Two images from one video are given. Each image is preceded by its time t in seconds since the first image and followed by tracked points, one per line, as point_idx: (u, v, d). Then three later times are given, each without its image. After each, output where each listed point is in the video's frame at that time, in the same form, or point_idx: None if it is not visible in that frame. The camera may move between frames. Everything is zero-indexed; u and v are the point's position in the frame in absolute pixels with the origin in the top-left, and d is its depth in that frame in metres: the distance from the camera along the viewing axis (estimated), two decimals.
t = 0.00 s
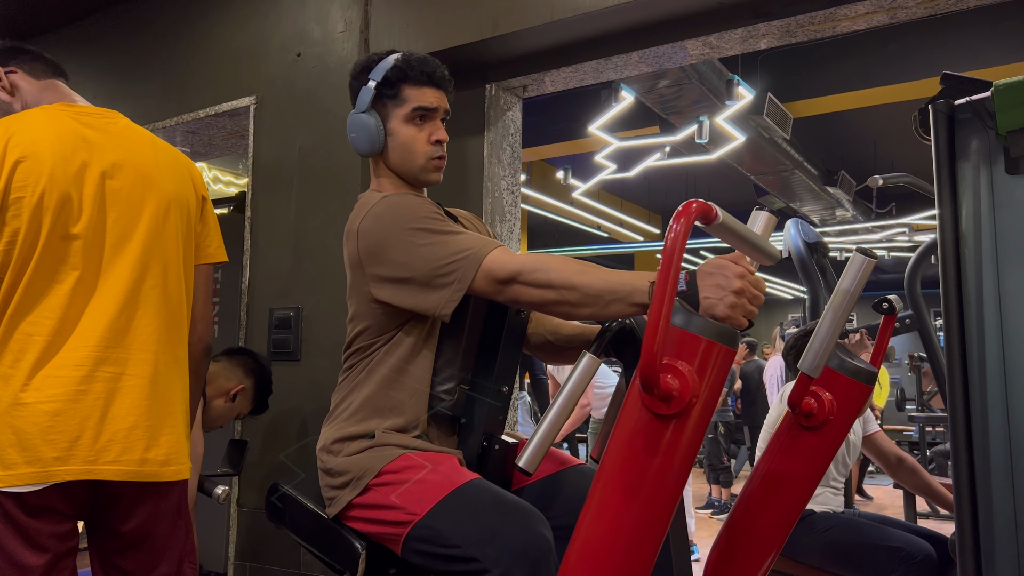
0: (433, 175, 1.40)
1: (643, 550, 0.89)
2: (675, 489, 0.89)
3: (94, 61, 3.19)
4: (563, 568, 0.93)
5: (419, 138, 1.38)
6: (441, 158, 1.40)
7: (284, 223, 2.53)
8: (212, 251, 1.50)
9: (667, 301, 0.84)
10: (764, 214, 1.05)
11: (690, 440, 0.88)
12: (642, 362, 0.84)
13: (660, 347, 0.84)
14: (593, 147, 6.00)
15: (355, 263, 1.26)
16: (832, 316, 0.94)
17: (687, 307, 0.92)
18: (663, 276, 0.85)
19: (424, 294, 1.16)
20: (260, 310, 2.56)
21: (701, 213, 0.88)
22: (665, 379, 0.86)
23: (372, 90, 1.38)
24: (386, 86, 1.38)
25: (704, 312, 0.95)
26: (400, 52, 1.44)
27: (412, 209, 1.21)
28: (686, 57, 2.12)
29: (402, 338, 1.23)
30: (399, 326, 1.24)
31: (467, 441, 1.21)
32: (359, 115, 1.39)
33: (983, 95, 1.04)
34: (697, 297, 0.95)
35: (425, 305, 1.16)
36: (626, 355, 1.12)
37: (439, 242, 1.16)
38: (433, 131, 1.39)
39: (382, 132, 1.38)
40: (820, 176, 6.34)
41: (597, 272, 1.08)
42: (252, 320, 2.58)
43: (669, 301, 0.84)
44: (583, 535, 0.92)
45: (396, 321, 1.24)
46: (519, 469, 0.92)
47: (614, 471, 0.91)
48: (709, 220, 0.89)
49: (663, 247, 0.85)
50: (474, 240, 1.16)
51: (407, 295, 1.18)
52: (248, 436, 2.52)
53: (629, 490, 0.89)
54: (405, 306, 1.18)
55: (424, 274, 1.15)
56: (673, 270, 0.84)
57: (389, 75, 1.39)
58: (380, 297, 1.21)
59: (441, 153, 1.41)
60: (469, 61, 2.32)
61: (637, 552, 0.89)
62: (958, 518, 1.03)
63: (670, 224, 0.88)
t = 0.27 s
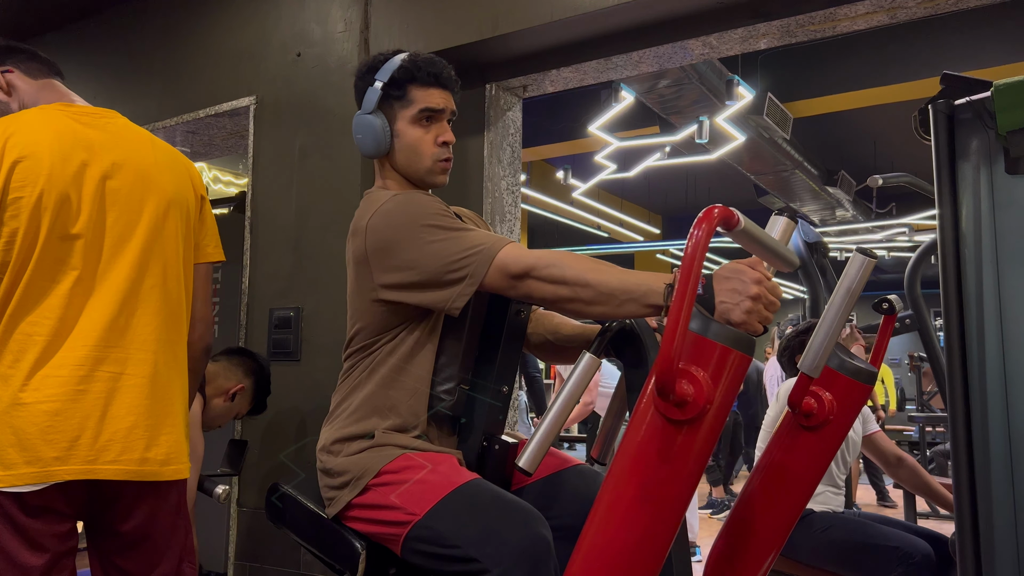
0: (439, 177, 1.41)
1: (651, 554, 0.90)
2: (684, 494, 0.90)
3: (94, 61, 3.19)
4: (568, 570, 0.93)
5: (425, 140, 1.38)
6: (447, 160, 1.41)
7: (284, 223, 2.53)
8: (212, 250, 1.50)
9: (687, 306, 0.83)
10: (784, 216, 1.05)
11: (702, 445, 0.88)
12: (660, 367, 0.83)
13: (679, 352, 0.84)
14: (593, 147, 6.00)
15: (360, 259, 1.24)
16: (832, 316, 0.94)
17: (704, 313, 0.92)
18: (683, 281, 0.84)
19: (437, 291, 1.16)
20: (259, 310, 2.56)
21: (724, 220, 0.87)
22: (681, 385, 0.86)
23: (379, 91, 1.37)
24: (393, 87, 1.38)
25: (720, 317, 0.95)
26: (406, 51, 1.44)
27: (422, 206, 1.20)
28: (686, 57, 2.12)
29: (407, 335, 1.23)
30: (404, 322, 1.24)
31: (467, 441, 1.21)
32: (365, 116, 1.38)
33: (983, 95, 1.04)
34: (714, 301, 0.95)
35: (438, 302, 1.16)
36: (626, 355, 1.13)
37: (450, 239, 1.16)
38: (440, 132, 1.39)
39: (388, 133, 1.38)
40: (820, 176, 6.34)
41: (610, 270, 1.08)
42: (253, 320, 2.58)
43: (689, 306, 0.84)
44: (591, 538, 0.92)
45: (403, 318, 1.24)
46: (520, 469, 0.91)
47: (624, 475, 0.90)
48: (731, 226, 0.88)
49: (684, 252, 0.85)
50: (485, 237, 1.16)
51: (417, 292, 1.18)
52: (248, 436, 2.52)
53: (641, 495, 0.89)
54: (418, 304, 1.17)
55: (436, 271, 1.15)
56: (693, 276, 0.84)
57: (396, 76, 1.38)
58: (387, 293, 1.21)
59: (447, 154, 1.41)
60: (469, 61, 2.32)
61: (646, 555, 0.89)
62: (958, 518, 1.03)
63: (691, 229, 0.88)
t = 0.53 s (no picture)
0: (447, 181, 1.41)
1: (657, 558, 0.90)
2: (691, 498, 0.90)
3: (94, 62, 3.19)
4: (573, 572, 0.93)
5: (436, 144, 1.38)
6: (457, 165, 1.41)
7: (284, 223, 2.53)
8: (212, 249, 1.50)
9: (702, 311, 0.83)
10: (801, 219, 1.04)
11: (711, 450, 0.89)
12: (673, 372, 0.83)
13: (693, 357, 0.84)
14: (593, 147, 6.00)
15: (367, 257, 1.24)
16: (832, 316, 0.94)
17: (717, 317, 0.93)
18: (697, 287, 0.84)
19: (444, 288, 1.16)
20: (260, 310, 2.56)
21: (741, 223, 0.86)
22: (692, 391, 0.87)
23: (392, 92, 1.37)
24: (406, 89, 1.37)
25: (732, 321, 0.95)
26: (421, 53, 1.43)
27: (430, 205, 1.20)
28: (686, 57, 2.12)
29: (412, 333, 1.24)
30: (411, 321, 1.25)
31: (468, 440, 1.20)
32: (376, 116, 1.38)
33: (983, 95, 1.04)
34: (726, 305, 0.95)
35: (446, 300, 1.16)
36: (626, 356, 1.11)
37: (460, 237, 1.16)
38: (451, 137, 1.39)
39: (399, 135, 1.38)
40: (820, 176, 6.34)
41: (624, 270, 1.07)
42: (253, 319, 2.57)
43: (704, 311, 0.83)
44: (598, 540, 0.92)
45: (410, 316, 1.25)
46: (520, 469, 0.91)
47: (632, 479, 0.91)
48: (748, 231, 0.87)
49: (702, 258, 0.85)
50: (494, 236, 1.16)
51: (426, 290, 1.17)
52: (248, 436, 2.52)
53: (648, 499, 0.89)
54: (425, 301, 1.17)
55: (443, 269, 1.15)
56: (709, 281, 0.83)
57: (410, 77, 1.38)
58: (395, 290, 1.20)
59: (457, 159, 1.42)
60: (469, 61, 2.32)
61: (656, 558, 0.89)
62: (958, 518, 1.03)
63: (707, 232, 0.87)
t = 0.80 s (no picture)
0: (453, 184, 1.42)
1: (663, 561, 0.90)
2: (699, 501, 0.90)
3: (94, 62, 3.19)
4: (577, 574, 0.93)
5: (444, 146, 1.38)
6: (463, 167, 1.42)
7: (284, 223, 2.53)
8: (211, 249, 1.50)
9: (714, 315, 0.83)
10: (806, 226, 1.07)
11: (720, 453, 0.89)
12: (684, 375, 0.83)
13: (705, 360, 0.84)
14: (593, 147, 5.99)
15: (371, 256, 1.23)
16: (832, 316, 0.94)
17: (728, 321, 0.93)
18: (711, 291, 0.84)
19: (452, 286, 1.16)
20: (260, 310, 2.56)
21: (755, 229, 0.87)
22: (702, 394, 0.87)
23: (403, 92, 1.36)
24: (417, 89, 1.37)
25: (742, 324, 0.96)
26: (434, 54, 1.42)
27: (439, 205, 1.20)
28: (686, 57, 2.12)
29: (416, 332, 1.24)
30: (415, 320, 1.25)
31: (468, 440, 1.21)
32: (387, 116, 1.38)
33: (983, 95, 1.04)
34: (736, 308, 0.96)
35: (455, 299, 1.16)
36: (625, 356, 1.11)
37: (469, 236, 1.16)
38: (459, 140, 1.39)
39: (407, 135, 1.38)
40: (820, 176, 6.35)
41: (634, 271, 1.07)
42: (253, 319, 2.57)
43: (716, 314, 0.84)
44: (602, 542, 0.92)
45: (414, 316, 1.24)
46: (520, 469, 0.91)
47: (639, 481, 0.91)
48: (762, 235, 0.87)
49: (718, 262, 0.85)
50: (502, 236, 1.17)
51: (433, 288, 1.17)
52: (248, 436, 2.52)
53: (656, 501, 0.89)
54: (430, 298, 1.17)
55: (450, 266, 1.15)
56: (722, 284, 0.84)
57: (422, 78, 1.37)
58: (401, 289, 1.19)
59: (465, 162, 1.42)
60: (469, 61, 2.32)
61: (662, 561, 0.89)
62: (958, 518, 1.03)
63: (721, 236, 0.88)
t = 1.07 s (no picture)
0: (455, 185, 1.42)
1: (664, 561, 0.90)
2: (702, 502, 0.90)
3: (94, 62, 3.19)
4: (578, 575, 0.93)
5: (448, 147, 1.38)
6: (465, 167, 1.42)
7: (284, 223, 2.53)
8: (209, 249, 1.50)
9: (719, 317, 0.83)
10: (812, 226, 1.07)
11: (724, 455, 0.89)
12: (689, 377, 0.83)
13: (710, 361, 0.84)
14: (593, 147, 5.99)
15: (374, 254, 1.23)
16: (832, 316, 0.94)
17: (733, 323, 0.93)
18: (718, 294, 0.84)
19: (456, 286, 1.16)
20: (259, 310, 2.56)
21: (761, 232, 0.87)
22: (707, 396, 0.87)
23: (408, 92, 1.37)
24: (423, 90, 1.37)
25: (746, 326, 0.96)
26: (439, 54, 1.43)
27: (444, 205, 1.20)
28: (686, 57, 2.12)
29: (417, 331, 1.24)
30: (415, 320, 1.24)
31: (467, 440, 1.21)
32: (391, 115, 1.38)
33: (983, 95, 1.04)
34: (740, 311, 0.95)
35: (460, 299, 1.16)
36: (625, 356, 1.12)
37: (474, 236, 1.16)
38: (463, 141, 1.40)
39: (411, 135, 1.39)
40: (820, 176, 6.35)
41: (638, 272, 1.07)
42: (253, 319, 2.57)
43: (722, 316, 0.84)
44: (604, 544, 0.92)
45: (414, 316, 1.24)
46: (520, 469, 0.91)
47: (642, 483, 0.90)
48: (768, 238, 0.87)
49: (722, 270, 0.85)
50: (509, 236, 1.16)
51: (437, 288, 1.17)
52: (248, 436, 2.52)
53: (659, 503, 0.89)
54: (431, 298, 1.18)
55: (454, 266, 1.15)
56: (729, 286, 0.84)
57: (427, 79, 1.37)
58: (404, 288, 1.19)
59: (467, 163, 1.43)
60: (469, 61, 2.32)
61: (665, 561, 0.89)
62: (958, 518, 1.03)
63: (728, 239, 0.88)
